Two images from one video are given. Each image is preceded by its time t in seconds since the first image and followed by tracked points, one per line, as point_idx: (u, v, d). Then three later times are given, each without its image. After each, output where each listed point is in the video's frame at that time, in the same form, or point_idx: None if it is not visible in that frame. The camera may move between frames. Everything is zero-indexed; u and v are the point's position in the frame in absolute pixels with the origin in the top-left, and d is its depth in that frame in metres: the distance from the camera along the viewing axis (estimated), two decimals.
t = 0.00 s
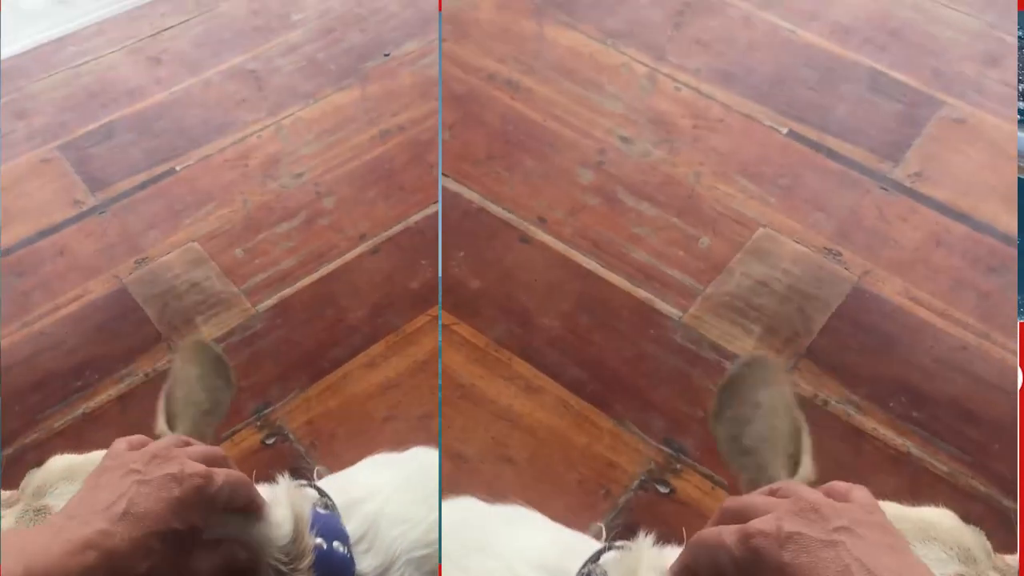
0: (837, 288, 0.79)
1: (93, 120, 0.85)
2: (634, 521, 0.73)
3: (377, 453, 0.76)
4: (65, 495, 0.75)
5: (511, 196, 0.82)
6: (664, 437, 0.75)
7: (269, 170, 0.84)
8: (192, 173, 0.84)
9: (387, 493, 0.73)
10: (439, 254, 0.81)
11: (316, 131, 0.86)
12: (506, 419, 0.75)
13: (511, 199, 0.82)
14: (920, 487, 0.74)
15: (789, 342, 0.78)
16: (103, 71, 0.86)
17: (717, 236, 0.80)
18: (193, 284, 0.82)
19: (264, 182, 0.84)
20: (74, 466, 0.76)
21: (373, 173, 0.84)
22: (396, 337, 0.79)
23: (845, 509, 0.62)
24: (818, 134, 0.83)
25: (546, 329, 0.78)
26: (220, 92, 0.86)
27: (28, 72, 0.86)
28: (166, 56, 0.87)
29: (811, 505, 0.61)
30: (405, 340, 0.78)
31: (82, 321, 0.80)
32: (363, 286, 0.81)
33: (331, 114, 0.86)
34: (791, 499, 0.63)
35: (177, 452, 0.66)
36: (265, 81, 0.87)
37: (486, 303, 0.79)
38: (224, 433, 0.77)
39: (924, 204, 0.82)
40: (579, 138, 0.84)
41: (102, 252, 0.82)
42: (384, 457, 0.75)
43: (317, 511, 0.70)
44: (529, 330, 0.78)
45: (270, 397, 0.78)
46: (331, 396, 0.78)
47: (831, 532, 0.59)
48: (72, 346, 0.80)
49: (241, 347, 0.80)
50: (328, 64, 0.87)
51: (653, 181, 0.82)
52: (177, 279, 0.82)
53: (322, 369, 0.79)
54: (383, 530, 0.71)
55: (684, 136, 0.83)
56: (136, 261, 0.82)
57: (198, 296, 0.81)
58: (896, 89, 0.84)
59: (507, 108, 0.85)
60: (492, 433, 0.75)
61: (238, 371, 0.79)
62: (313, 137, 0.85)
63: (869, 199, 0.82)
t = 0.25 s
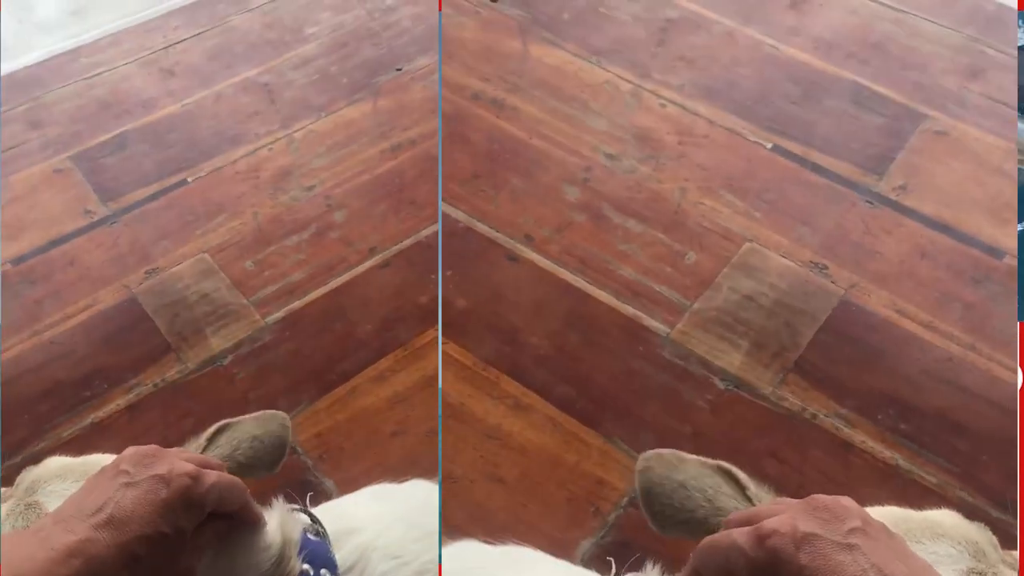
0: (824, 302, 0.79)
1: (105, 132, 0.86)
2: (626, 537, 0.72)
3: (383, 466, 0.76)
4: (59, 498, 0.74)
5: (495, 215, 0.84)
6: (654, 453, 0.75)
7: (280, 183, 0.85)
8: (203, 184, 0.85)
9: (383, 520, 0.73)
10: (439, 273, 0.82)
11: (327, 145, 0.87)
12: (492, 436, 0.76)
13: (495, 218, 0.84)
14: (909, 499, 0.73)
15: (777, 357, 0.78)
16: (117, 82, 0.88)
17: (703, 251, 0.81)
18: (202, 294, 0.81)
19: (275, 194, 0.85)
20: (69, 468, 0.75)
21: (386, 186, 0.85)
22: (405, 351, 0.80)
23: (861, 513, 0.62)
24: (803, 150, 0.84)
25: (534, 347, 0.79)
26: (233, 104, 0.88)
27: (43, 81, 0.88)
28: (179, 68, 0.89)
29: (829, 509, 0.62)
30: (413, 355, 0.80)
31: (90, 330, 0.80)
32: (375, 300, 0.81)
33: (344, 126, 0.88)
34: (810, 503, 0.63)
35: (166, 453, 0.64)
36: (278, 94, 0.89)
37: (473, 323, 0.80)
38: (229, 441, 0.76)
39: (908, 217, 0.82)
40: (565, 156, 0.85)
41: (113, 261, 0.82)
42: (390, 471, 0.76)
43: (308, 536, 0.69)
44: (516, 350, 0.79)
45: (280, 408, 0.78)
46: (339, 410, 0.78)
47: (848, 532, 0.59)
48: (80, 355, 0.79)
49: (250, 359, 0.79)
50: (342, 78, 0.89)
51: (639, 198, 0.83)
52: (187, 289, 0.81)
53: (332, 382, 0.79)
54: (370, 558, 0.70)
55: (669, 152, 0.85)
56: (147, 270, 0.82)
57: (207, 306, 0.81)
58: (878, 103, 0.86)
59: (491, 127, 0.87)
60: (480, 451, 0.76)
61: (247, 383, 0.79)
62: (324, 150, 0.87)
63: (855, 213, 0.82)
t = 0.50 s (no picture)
0: (810, 312, 0.80)
1: (118, 140, 0.88)
2: (615, 551, 0.72)
3: (392, 478, 0.75)
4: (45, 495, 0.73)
5: (480, 229, 0.85)
6: (642, 465, 0.75)
7: (291, 193, 0.87)
8: (214, 193, 0.86)
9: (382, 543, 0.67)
10: (438, 286, 0.83)
11: (339, 154, 0.89)
12: (480, 450, 0.76)
13: (480, 232, 0.85)
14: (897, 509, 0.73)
15: (764, 367, 0.78)
16: (130, 92, 0.90)
17: (689, 262, 0.82)
18: (212, 302, 0.82)
19: (286, 204, 0.86)
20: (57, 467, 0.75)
21: (397, 197, 0.87)
22: (417, 362, 0.80)
23: (872, 544, 0.62)
24: (788, 160, 0.85)
25: (521, 360, 0.79)
26: (246, 113, 0.90)
27: (57, 89, 0.91)
28: (193, 78, 0.92)
29: (835, 551, 0.62)
30: (423, 365, 0.80)
31: (101, 336, 0.80)
32: (383, 311, 0.82)
33: (356, 137, 0.90)
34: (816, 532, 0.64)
35: (154, 485, 0.67)
36: (290, 104, 0.91)
37: (461, 337, 0.81)
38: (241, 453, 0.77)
39: (893, 226, 0.83)
40: (550, 169, 0.86)
41: (123, 268, 0.83)
42: (400, 482, 0.75)
43: (302, 557, 0.63)
44: (503, 364, 0.79)
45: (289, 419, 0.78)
46: (347, 421, 0.78)
47: None
48: (90, 361, 0.80)
49: (259, 368, 0.80)
50: (354, 88, 0.92)
51: (624, 210, 0.84)
52: (197, 297, 0.82)
53: (339, 393, 0.79)
54: None
55: (654, 164, 0.86)
56: (157, 278, 0.83)
57: (217, 315, 0.82)
58: (862, 113, 0.87)
59: (479, 142, 0.89)
60: (468, 464, 0.76)
61: (257, 392, 0.79)
62: (336, 160, 0.88)
63: (840, 223, 0.83)
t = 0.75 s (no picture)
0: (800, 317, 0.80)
1: (125, 143, 0.89)
2: (608, 556, 0.72)
3: (398, 484, 0.76)
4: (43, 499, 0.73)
5: (471, 235, 0.85)
6: (631, 471, 0.75)
7: (300, 197, 0.87)
8: (221, 197, 0.87)
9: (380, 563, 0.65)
10: (439, 291, 0.83)
11: (346, 159, 0.89)
12: (470, 457, 0.76)
13: (471, 238, 0.85)
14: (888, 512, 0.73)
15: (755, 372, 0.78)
16: (137, 95, 0.91)
17: (680, 267, 0.82)
18: (219, 306, 0.82)
19: (293, 207, 0.86)
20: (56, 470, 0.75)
21: (406, 203, 0.87)
22: (422, 368, 0.80)
23: (870, 549, 0.56)
24: (778, 165, 0.86)
25: (511, 366, 0.79)
26: (253, 117, 0.91)
27: (65, 92, 0.92)
28: (200, 82, 0.92)
29: (834, 555, 0.56)
30: (430, 370, 0.80)
31: (108, 338, 0.80)
32: (390, 315, 0.82)
33: (363, 142, 0.90)
34: (807, 538, 0.58)
35: (158, 490, 0.60)
36: (297, 109, 0.91)
37: (451, 344, 0.81)
38: (247, 457, 0.76)
39: (884, 230, 0.83)
40: (541, 176, 0.87)
41: (131, 271, 0.83)
42: (408, 488, 0.75)
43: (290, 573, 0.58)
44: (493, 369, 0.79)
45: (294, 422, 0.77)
46: (354, 426, 0.77)
47: None
48: (97, 363, 0.79)
49: (264, 372, 0.80)
50: (362, 94, 0.92)
51: (614, 216, 0.84)
52: (204, 301, 0.82)
53: (346, 398, 0.79)
54: None
55: (644, 170, 0.86)
56: (165, 281, 0.83)
57: (224, 319, 0.82)
58: (851, 117, 0.87)
59: (468, 149, 0.89)
60: (459, 472, 0.76)
61: (263, 397, 0.79)
62: (344, 164, 0.89)
63: (830, 227, 0.83)
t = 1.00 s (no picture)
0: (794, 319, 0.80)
1: (132, 144, 0.89)
2: (601, 559, 0.72)
3: (403, 487, 0.76)
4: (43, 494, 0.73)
5: (462, 239, 0.85)
6: (625, 474, 0.75)
7: (306, 200, 0.87)
8: (227, 199, 0.87)
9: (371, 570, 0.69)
10: (439, 295, 0.83)
11: (353, 162, 0.89)
12: (463, 461, 0.76)
13: (463, 242, 0.85)
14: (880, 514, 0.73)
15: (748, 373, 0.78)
16: (145, 96, 0.91)
17: (672, 270, 0.82)
18: (224, 308, 0.82)
19: (300, 210, 0.86)
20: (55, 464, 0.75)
21: (413, 206, 0.87)
22: (428, 371, 0.80)
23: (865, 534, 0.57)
24: (769, 167, 0.86)
25: (503, 370, 0.79)
26: (261, 120, 0.90)
27: (73, 94, 0.91)
28: (207, 83, 0.92)
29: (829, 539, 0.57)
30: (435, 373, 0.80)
31: (114, 340, 0.80)
32: (395, 318, 0.82)
33: (370, 145, 0.90)
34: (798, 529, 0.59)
35: (161, 480, 0.62)
36: (304, 111, 0.91)
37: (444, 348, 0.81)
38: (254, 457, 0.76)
39: (876, 232, 0.83)
40: (534, 180, 0.87)
41: (137, 273, 0.83)
42: (412, 491, 0.75)
43: None
44: (485, 374, 0.79)
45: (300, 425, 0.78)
46: (359, 429, 0.78)
47: None
48: (104, 364, 0.80)
49: (269, 374, 0.80)
50: (368, 97, 0.92)
51: (606, 220, 0.84)
52: (209, 303, 0.82)
53: (351, 400, 0.79)
54: None
55: (636, 173, 0.86)
56: (170, 283, 0.83)
57: (230, 321, 0.81)
58: (842, 119, 0.88)
59: (459, 153, 0.89)
60: (452, 477, 0.76)
61: (268, 399, 0.79)
62: (350, 168, 0.88)
63: (822, 229, 0.83)
